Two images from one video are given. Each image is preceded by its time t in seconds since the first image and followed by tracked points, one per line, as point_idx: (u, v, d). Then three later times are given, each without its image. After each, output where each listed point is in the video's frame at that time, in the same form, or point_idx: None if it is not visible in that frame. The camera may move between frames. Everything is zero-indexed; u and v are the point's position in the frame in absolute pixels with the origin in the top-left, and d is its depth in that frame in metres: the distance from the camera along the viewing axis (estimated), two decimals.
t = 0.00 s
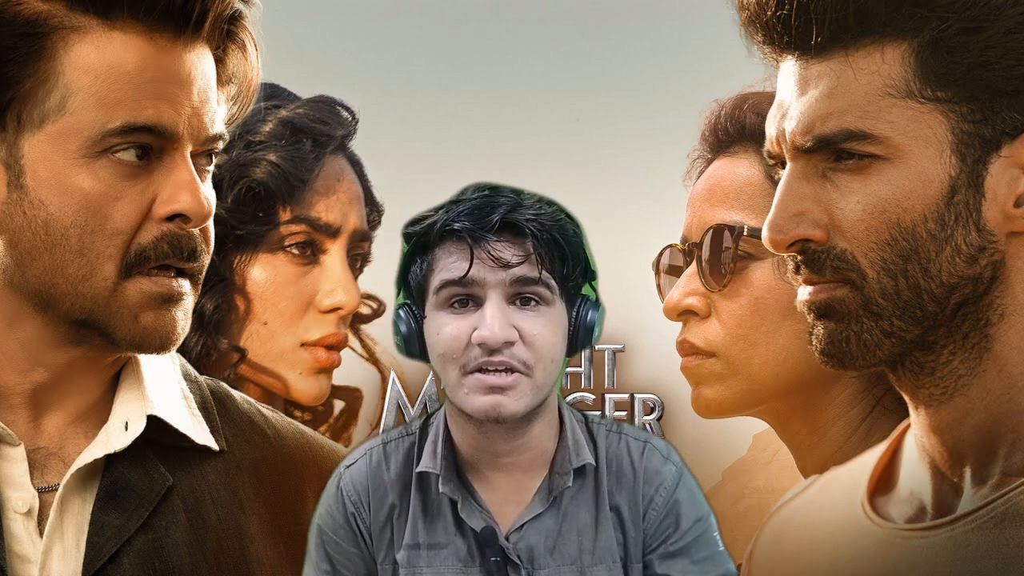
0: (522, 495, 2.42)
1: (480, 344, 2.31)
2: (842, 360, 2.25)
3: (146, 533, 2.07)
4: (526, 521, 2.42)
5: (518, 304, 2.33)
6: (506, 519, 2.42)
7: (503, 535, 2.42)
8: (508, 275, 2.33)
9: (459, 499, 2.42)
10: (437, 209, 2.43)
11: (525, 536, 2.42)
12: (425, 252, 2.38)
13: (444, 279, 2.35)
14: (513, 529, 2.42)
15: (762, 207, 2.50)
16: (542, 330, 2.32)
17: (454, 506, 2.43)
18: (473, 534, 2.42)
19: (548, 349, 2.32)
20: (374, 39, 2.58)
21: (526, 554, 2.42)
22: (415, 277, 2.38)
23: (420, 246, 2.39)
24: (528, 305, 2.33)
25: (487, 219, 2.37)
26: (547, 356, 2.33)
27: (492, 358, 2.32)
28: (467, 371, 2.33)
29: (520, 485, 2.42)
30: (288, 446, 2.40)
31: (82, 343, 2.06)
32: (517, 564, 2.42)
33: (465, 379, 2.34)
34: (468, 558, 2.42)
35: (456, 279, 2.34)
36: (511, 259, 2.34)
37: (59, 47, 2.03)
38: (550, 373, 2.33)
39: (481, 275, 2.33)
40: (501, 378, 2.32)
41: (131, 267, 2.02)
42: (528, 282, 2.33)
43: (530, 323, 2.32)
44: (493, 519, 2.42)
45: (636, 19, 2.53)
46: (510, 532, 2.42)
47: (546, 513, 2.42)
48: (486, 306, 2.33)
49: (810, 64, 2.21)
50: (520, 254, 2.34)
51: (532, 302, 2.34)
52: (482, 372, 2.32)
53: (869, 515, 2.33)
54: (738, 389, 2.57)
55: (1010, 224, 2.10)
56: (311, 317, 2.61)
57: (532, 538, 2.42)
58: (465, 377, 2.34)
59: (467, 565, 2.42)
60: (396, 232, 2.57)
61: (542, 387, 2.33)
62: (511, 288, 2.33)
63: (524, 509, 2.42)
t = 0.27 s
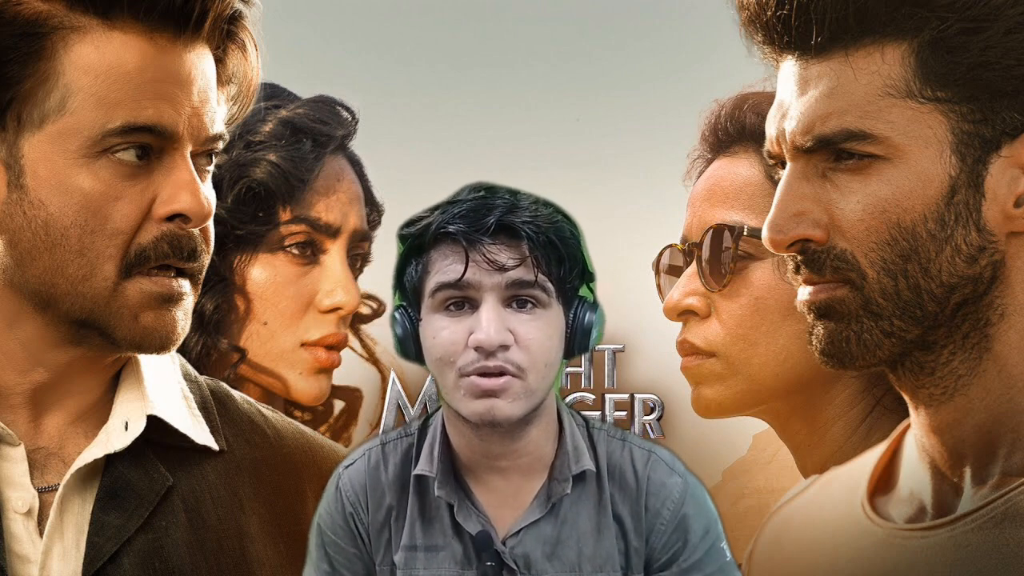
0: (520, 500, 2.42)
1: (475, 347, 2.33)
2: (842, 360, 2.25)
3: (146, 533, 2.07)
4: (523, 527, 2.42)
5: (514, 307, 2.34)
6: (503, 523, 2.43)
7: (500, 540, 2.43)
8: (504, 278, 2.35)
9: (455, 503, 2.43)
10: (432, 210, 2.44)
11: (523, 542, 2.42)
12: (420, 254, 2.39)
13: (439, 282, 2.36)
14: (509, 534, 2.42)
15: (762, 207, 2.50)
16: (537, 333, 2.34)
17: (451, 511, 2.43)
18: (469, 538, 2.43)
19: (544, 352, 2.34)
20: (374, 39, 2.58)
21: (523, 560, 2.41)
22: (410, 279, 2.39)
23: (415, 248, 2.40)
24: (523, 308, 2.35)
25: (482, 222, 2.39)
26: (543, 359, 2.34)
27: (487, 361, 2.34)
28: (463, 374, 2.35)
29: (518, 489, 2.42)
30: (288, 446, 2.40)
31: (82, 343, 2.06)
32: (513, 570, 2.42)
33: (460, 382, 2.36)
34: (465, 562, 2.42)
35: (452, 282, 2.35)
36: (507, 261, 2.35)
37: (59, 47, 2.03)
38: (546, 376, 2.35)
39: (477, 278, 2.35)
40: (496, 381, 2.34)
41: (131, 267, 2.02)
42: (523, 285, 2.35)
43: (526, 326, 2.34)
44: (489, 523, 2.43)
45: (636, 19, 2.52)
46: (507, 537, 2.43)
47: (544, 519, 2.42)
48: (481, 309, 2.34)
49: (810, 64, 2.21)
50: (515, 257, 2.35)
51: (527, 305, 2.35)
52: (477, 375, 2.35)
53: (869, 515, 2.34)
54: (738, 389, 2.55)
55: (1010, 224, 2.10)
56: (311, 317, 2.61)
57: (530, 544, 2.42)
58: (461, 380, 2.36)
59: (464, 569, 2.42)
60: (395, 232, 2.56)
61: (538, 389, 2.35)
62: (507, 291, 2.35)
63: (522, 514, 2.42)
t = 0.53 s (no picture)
0: (526, 496, 2.46)
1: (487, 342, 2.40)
2: (842, 360, 2.25)
3: (146, 533, 2.07)
4: (529, 523, 2.46)
5: (524, 304, 2.40)
6: (509, 520, 2.46)
7: (506, 536, 2.46)
8: (515, 275, 2.40)
9: (462, 500, 2.46)
10: (443, 207, 2.47)
11: (529, 538, 2.45)
12: (431, 251, 2.44)
13: (451, 278, 2.41)
14: (516, 530, 2.45)
15: (762, 207, 2.50)
16: (547, 329, 2.40)
17: (457, 508, 2.47)
18: (476, 535, 2.46)
19: (553, 349, 2.40)
20: (374, 39, 2.58)
21: (530, 556, 2.45)
22: (421, 275, 2.44)
23: (426, 245, 2.45)
24: (533, 304, 2.41)
25: (494, 219, 2.43)
26: (552, 355, 2.40)
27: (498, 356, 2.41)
28: (473, 369, 2.42)
29: (524, 485, 2.46)
30: (288, 446, 2.40)
31: (82, 343, 2.06)
32: (520, 566, 2.45)
33: (471, 376, 2.42)
34: (471, 559, 2.45)
35: (464, 278, 2.41)
36: (518, 258, 2.40)
37: (59, 47, 2.03)
38: (554, 372, 2.42)
39: (488, 275, 2.40)
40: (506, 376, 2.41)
41: (131, 267, 2.02)
42: (534, 282, 2.40)
43: (536, 323, 2.40)
44: (496, 519, 2.46)
45: (636, 19, 2.52)
46: (513, 533, 2.46)
47: (550, 515, 2.45)
48: (493, 305, 2.40)
49: (810, 64, 2.21)
50: (526, 254, 2.41)
51: (537, 302, 2.41)
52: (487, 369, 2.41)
53: (869, 515, 2.34)
54: (738, 389, 2.55)
55: (1010, 224, 2.10)
56: (311, 317, 2.61)
57: (536, 540, 2.45)
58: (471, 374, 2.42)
59: (470, 566, 2.44)
60: (396, 232, 2.56)
61: (546, 384, 2.41)
62: (518, 288, 2.40)
63: (528, 511, 2.46)
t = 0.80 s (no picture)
0: (530, 491, 2.46)
1: (494, 342, 2.36)
2: (842, 360, 2.25)
3: (146, 533, 2.07)
4: (533, 516, 2.46)
5: (531, 304, 2.37)
6: (513, 513, 2.47)
7: (511, 529, 2.48)
8: (523, 276, 2.37)
9: (467, 494, 2.47)
10: (449, 208, 2.44)
11: (533, 530, 2.46)
12: (437, 251, 2.41)
13: (457, 278, 2.38)
14: (520, 523, 2.47)
15: (762, 207, 2.48)
16: (554, 329, 2.36)
17: (462, 501, 2.47)
18: (481, 528, 2.48)
19: (560, 347, 2.37)
20: (374, 39, 2.58)
21: (534, 548, 2.46)
22: (426, 275, 2.41)
23: (432, 245, 2.41)
24: (540, 304, 2.37)
25: (501, 221, 2.39)
26: (559, 354, 2.37)
27: (505, 356, 2.36)
28: (480, 368, 2.38)
29: (527, 480, 2.46)
30: (288, 446, 2.40)
31: (82, 343, 2.06)
32: (525, 559, 2.46)
33: (477, 376, 2.38)
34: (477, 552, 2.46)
35: (470, 279, 2.37)
36: (525, 259, 2.37)
37: (59, 47, 2.03)
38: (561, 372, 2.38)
39: (496, 275, 2.37)
40: (513, 376, 2.37)
41: (131, 267, 2.02)
42: (541, 282, 2.37)
43: (543, 323, 2.36)
44: (500, 514, 2.47)
45: (636, 19, 2.52)
46: (517, 526, 2.47)
47: (554, 508, 2.46)
48: (500, 305, 2.37)
49: (810, 64, 2.21)
50: (534, 255, 2.37)
51: (544, 302, 2.37)
52: (494, 370, 2.37)
53: (869, 516, 2.34)
54: (738, 389, 2.55)
55: (1010, 224, 2.10)
56: (311, 317, 2.61)
57: (540, 533, 2.46)
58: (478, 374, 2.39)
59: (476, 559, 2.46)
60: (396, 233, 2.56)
61: (553, 385, 2.38)
62: (525, 288, 2.37)
63: (532, 504, 2.46)
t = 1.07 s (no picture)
0: (526, 495, 2.45)
1: (493, 345, 2.35)
2: (842, 360, 2.25)
3: (146, 533, 2.07)
4: (529, 521, 2.45)
5: (531, 307, 2.36)
6: (509, 518, 2.45)
7: (506, 533, 2.45)
8: (522, 278, 2.36)
9: (463, 497, 2.45)
10: (450, 209, 2.43)
11: (528, 535, 2.44)
12: (437, 252, 2.40)
13: (457, 280, 2.37)
14: (516, 527, 2.45)
15: (762, 207, 2.48)
16: (553, 333, 2.36)
17: (458, 504, 2.45)
18: (476, 532, 2.45)
19: (559, 351, 2.36)
20: (374, 39, 2.58)
21: (529, 553, 2.44)
22: (426, 276, 2.40)
23: (432, 246, 2.40)
24: (540, 307, 2.36)
25: (501, 223, 2.39)
26: (558, 357, 2.36)
27: (504, 359, 2.35)
28: (478, 371, 2.37)
29: (524, 484, 2.45)
30: (288, 446, 2.40)
31: (82, 343, 2.06)
32: (519, 563, 2.44)
33: (476, 379, 2.37)
34: (471, 556, 2.44)
35: (470, 281, 2.37)
36: (525, 262, 2.36)
37: (59, 47, 2.03)
38: (560, 375, 2.38)
39: (496, 277, 2.36)
40: (511, 379, 2.36)
41: (131, 267, 2.02)
42: (541, 285, 2.36)
43: (542, 326, 2.36)
44: (496, 517, 2.45)
45: (636, 19, 2.52)
46: (513, 530, 2.45)
47: (550, 512, 2.44)
48: (499, 308, 2.36)
49: (810, 64, 2.21)
50: (534, 258, 2.36)
51: (544, 305, 2.36)
52: (493, 372, 2.36)
53: (869, 515, 2.33)
54: (738, 389, 2.55)
55: (1010, 224, 2.10)
56: (311, 317, 2.61)
57: (535, 537, 2.44)
58: (475, 377, 2.38)
59: (470, 563, 2.44)
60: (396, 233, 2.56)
61: (551, 388, 2.37)
62: (524, 291, 2.36)
63: (528, 509, 2.45)
